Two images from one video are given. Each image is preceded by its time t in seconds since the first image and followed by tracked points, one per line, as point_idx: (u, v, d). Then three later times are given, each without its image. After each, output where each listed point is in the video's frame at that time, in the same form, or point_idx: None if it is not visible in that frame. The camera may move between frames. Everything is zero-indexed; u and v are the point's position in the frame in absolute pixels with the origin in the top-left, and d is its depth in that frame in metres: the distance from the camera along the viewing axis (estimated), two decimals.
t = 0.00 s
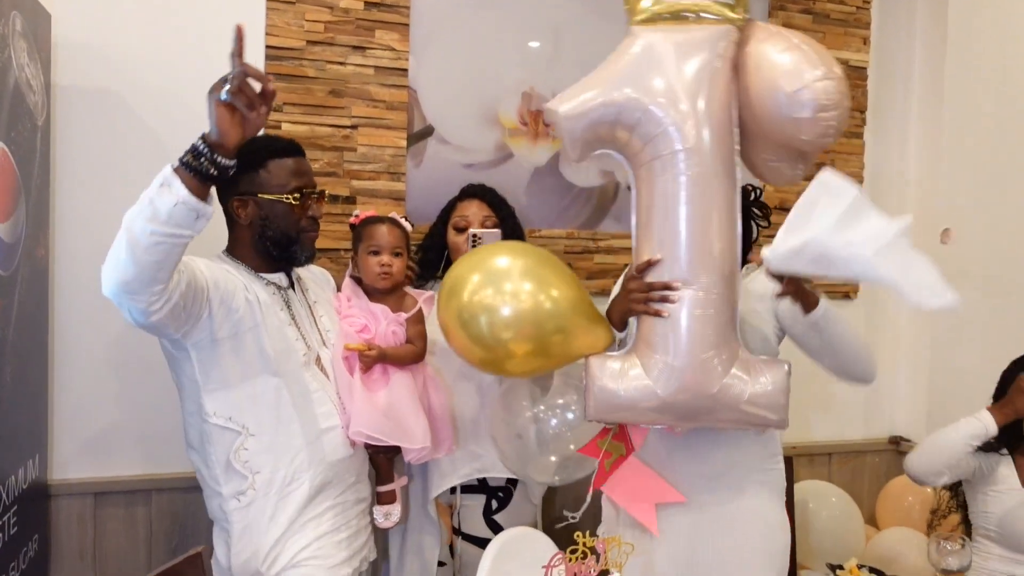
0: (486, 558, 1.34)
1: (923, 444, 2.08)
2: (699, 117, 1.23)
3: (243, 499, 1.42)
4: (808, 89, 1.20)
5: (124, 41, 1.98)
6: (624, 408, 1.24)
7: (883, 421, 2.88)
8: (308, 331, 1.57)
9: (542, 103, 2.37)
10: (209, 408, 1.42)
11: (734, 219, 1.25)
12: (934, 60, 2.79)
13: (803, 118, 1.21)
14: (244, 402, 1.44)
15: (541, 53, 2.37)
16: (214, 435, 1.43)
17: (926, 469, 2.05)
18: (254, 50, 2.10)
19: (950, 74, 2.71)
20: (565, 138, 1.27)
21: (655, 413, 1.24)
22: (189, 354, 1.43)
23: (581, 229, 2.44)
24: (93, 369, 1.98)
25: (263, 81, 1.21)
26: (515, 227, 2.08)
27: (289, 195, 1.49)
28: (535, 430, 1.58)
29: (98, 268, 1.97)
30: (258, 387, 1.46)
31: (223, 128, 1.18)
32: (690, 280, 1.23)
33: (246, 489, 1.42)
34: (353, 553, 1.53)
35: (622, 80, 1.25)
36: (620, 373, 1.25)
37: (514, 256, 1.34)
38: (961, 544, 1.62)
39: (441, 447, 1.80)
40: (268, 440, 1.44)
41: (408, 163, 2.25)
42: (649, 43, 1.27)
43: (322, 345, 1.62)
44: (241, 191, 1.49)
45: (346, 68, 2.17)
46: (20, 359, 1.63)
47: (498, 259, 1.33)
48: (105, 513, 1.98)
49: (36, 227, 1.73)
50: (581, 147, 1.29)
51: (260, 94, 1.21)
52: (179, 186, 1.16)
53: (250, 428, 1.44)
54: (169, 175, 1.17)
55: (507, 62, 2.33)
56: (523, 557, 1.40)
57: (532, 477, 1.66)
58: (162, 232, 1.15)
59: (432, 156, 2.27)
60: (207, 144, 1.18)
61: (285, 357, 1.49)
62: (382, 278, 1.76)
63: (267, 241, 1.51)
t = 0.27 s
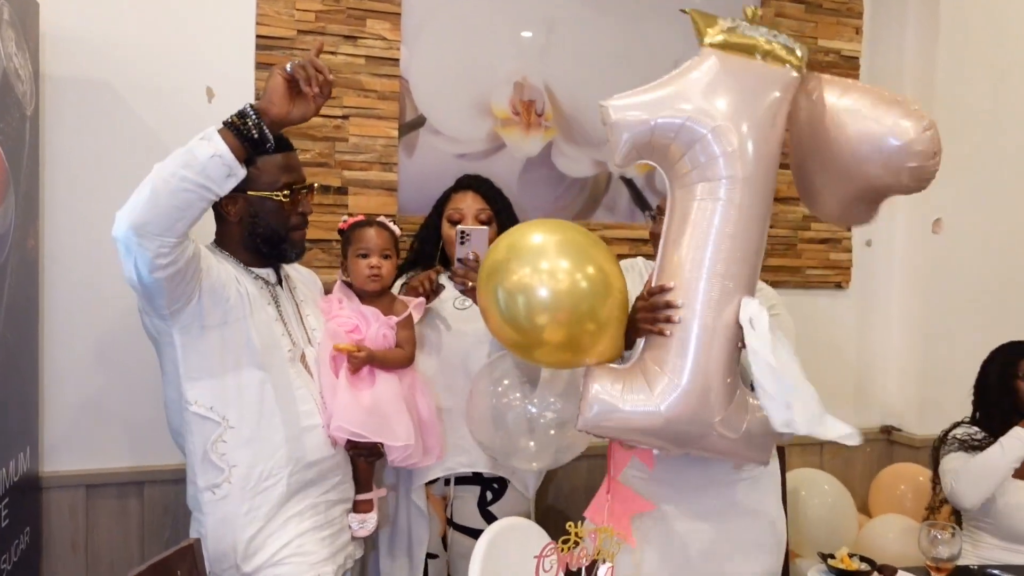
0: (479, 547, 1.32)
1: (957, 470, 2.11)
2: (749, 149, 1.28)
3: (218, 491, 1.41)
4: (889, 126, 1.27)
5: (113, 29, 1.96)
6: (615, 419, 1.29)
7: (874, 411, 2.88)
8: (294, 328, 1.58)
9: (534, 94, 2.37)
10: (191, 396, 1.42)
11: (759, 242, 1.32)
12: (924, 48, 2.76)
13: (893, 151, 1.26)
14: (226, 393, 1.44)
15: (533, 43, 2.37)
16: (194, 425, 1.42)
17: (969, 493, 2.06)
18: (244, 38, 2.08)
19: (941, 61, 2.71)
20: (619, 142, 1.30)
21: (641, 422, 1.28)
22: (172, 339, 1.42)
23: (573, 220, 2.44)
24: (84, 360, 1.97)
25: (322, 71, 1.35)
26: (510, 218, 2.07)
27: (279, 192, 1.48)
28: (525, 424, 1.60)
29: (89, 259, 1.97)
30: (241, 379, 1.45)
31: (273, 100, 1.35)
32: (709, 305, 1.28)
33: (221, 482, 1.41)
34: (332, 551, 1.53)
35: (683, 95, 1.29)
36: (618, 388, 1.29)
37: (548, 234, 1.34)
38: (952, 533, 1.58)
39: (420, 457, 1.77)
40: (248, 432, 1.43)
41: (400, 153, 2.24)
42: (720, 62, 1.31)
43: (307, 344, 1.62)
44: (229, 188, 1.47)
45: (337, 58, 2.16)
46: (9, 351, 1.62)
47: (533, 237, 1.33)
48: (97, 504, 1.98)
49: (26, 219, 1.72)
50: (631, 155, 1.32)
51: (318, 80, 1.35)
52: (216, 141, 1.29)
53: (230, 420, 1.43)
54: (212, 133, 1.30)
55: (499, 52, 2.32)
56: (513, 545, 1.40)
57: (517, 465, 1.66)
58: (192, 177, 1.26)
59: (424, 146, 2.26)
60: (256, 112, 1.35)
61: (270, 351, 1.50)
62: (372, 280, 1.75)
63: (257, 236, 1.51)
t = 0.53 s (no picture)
0: (471, 535, 1.32)
1: (944, 427, 2.09)
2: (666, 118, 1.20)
3: (229, 481, 1.42)
4: (722, 10, 1.27)
5: (101, 17, 1.95)
6: (630, 411, 1.19)
7: (863, 399, 2.90)
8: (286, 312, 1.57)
9: (526, 82, 2.36)
10: (190, 395, 1.41)
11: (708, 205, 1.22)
12: (916, 37, 2.77)
13: (727, 36, 1.28)
14: (225, 387, 1.43)
15: (525, 31, 2.36)
16: (196, 421, 1.42)
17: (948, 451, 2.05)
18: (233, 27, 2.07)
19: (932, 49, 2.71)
20: (534, 143, 1.24)
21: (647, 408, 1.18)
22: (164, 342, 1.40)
23: (565, 208, 2.44)
24: (74, 350, 1.96)
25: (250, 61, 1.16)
26: (504, 209, 2.06)
27: (269, 177, 1.47)
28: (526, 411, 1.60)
29: (78, 248, 1.96)
30: (238, 372, 1.44)
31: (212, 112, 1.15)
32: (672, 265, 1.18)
33: (231, 472, 1.42)
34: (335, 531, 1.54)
35: (576, 85, 1.22)
36: (620, 374, 1.20)
37: (529, 249, 1.31)
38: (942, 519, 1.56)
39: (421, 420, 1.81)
40: (250, 424, 1.44)
41: (391, 142, 2.23)
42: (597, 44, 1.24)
43: (300, 326, 1.61)
44: (217, 172, 1.44)
45: (327, 46, 2.15)
46: None
47: (514, 252, 1.31)
48: (88, 494, 1.98)
49: (15, 209, 1.71)
50: (552, 151, 1.26)
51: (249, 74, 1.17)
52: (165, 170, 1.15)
53: (233, 413, 1.43)
54: (155, 160, 1.15)
55: (491, 40, 2.32)
56: (504, 533, 1.40)
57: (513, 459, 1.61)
58: (145, 214, 1.13)
59: (415, 135, 2.26)
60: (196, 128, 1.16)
61: (264, 339, 1.48)
62: (360, 250, 1.77)
63: (244, 223, 1.49)
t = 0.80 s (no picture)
0: (461, 529, 1.32)
1: (922, 387, 2.15)
2: (775, 109, 1.20)
3: (221, 474, 1.43)
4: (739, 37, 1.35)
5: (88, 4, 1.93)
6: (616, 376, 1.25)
7: (852, 388, 2.92)
8: (273, 304, 1.56)
9: (516, 72, 2.36)
10: (179, 391, 1.42)
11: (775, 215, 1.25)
12: (907, 28, 2.77)
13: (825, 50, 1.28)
14: (213, 381, 1.44)
15: (516, 21, 2.35)
16: (187, 417, 1.43)
17: (916, 406, 2.15)
18: (221, 14, 2.05)
19: (922, 40, 2.72)
20: (640, 90, 1.25)
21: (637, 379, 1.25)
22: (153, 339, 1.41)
23: (555, 199, 2.44)
24: (61, 340, 1.95)
25: (228, 79, 1.15)
26: (498, 198, 2.04)
27: (266, 176, 1.49)
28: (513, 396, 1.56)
29: (65, 237, 1.95)
30: (227, 365, 1.45)
31: (189, 129, 1.13)
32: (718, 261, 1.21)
33: (223, 465, 1.43)
34: (328, 520, 1.55)
35: (701, 46, 1.21)
36: (618, 343, 1.25)
37: (523, 245, 1.37)
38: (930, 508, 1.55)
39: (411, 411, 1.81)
40: (241, 418, 1.44)
41: (380, 132, 2.23)
42: (752, 15, 1.22)
43: (289, 319, 1.61)
44: (216, 166, 1.45)
45: (316, 35, 2.14)
46: None
47: (507, 249, 1.37)
48: (76, 485, 1.97)
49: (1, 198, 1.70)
50: (651, 105, 1.27)
51: (226, 93, 1.17)
52: (145, 189, 1.12)
53: (223, 407, 1.44)
54: (134, 178, 1.12)
55: (481, 30, 2.31)
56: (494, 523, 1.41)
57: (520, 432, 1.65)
58: (129, 240, 1.11)
59: (404, 125, 2.25)
60: (173, 146, 1.13)
61: (252, 332, 1.47)
62: (345, 251, 1.76)
63: (237, 219, 1.49)
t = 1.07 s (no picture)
0: (453, 521, 1.31)
1: (914, 372, 2.17)
2: (797, 119, 1.23)
3: (196, 465, 1.41)
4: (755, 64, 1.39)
5: None
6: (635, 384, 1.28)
7: (843, 382, 2.93)
8: (265, 297, 1.57)
9: (508, 65, 2.35)
10: (165, 371, 1.40)
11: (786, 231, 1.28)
12: (899, 22, 2.78)
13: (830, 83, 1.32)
14: (200, 366, 1.43)
15: (508, 13, 2.34)
16: (169, 400, 1.42)
17: (904, 391, 2.15)
18: (212, 5, 2.04)
19: (913, 34, 2.73)
20: (662, 95, 1.26)
21: (639, 388, 1.28)
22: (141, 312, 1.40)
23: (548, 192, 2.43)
24: (52, 333, 1.94)
25: (293, 46, 1.34)
26: (491, 191, 2.04)
27: (262, 168, 1.49)
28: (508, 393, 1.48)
29: (55, 230, 1.93)
30: (215, 352, 1.44)
31: (246, 77, 1.32)
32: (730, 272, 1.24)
33: (199, 455, 1.42)
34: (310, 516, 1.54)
35: (720, 54, 1.24)
36: (628, 353, 1.28)
37: (553, 201, 1.27)
38: (920, 500, 1.56)
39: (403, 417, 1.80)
40: (224, 406, 1.43)
41: (372, 125, 2.22)
42: (777, 22, 1.24)
43: (279, 311, 1.61)
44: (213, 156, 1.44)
45: (308, 27, 2.13)
46: None
47: (537, 204, 1.27)
48: (67, 479, 1.96)
49: None
50: (672, 113, 1.29)
51: (288, 60, 1.35)
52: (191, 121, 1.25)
53: (205, 393, 1.42)
54: (184, 111, 1.26)
55: (473, 22, 2.30)
56: (487, 516, 1.41)
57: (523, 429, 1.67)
58: (166, 155, 1.22)
59: (396, 118, 2.24)
60: (229, 88, 1.31)
61: (241, 320, 1.48)
62: (343, 250, 1.76)
63: (234, 208, 1.49)
